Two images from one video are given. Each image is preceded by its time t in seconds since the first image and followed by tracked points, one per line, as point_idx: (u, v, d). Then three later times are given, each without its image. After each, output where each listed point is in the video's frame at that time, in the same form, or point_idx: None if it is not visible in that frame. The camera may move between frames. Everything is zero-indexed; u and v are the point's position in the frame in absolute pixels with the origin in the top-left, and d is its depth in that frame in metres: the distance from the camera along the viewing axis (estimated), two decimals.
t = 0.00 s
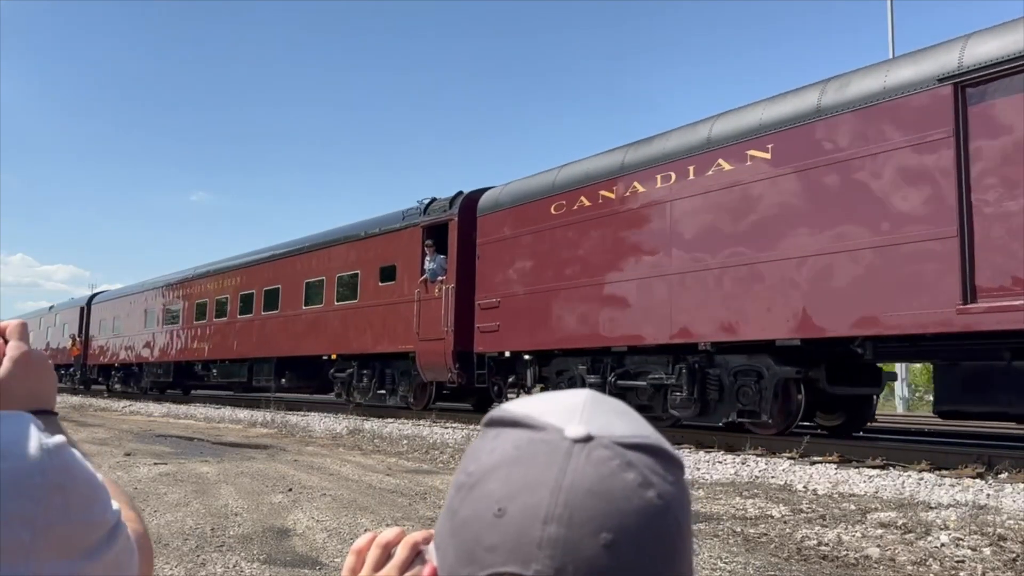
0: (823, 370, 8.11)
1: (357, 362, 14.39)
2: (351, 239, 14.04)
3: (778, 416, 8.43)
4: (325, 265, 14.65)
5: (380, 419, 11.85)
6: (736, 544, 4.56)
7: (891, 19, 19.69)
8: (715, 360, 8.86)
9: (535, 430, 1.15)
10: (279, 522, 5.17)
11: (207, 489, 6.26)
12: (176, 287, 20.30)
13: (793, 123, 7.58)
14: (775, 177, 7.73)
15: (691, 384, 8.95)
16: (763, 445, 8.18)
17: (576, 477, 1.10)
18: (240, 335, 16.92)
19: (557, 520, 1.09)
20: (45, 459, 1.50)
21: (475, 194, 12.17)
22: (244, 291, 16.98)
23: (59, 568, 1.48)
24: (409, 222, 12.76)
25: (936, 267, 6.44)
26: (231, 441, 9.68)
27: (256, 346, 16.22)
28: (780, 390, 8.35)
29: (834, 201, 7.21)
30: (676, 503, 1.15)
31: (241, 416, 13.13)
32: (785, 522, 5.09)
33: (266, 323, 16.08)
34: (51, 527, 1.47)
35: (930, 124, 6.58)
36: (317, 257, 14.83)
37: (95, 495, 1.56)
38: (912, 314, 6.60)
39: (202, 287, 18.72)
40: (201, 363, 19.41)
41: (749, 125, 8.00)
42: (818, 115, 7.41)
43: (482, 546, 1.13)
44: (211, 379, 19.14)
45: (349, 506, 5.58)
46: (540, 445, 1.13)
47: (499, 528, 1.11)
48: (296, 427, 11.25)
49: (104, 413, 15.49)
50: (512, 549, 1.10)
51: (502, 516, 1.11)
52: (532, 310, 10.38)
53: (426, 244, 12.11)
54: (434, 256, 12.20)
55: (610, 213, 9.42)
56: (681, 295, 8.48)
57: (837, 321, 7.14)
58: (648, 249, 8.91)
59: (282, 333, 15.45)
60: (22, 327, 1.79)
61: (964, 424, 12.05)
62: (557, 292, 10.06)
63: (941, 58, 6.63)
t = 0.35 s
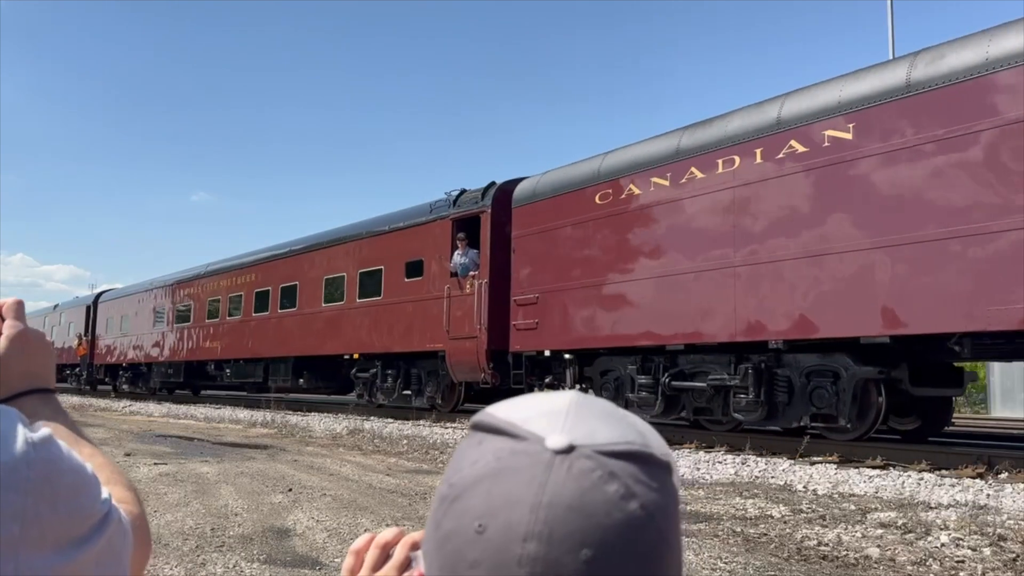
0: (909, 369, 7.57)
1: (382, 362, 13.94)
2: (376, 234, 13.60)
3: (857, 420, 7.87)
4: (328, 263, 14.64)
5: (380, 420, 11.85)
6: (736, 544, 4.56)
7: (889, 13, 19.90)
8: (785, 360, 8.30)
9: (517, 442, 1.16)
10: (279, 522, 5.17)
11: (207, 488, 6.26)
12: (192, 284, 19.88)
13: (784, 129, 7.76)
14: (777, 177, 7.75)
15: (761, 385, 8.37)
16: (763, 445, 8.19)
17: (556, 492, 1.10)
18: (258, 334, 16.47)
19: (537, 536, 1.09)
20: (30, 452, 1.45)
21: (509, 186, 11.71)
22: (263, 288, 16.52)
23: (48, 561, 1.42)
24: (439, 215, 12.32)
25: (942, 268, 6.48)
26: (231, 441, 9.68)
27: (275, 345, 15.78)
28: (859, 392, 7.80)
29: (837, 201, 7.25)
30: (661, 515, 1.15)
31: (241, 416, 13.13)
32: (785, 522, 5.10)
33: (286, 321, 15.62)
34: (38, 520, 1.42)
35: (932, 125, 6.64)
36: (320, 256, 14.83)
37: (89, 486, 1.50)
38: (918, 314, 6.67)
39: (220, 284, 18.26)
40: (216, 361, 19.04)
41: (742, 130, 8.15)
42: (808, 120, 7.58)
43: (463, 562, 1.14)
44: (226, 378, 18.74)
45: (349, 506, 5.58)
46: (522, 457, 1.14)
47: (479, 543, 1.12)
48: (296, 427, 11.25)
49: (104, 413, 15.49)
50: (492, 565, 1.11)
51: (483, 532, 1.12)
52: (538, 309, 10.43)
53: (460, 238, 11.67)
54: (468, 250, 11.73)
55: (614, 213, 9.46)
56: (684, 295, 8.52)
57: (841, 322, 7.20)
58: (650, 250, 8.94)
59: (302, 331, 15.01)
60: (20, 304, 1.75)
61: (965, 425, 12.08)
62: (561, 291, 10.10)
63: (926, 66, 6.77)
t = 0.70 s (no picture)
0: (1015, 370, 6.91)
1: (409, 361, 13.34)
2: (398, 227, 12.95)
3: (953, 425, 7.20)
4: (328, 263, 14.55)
5: (380, 419, 11.84)
6: (735, 544, 4.56)
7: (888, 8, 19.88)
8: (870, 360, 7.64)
9: (504, 422, 1.17)
10: (279, 522, 5.17)
11: (207, 489, 6.26)
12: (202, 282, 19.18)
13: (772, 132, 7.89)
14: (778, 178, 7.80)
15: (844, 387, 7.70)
16: (762, 444, 8.20)
17: (542, 454, 1.11)
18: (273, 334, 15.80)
19: (524, 496, 1.09)
20: (26, 443, 1.35)
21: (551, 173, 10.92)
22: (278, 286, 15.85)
23: (47, 552, 1.35)
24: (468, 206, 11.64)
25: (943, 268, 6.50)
26: (230, 441, 9.67)
27: (292, 345, 15.10)
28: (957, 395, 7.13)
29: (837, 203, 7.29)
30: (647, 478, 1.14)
31: (241, 416, 13.12)
32: (785, 521, 5.10)
33: (303, 319, 14.96)
34: (38, 513, 1.34)
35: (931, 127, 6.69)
36: (319, 255, 14.74)
37: (87, 472, 1.42)
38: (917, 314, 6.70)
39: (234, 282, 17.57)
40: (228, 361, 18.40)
41: (733, 131, 8.29)
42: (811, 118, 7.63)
43: (455, 534, 1.13)
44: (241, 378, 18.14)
45: (349, 506, 5.58)
46: (509, 430, 1.15)
47: (469, 512, 1.12)
48: (296, 427, 11.25)
49: (104, 413, 15.47)
50: (483, 530, 1.10)
51: (472, 501, 1.12)
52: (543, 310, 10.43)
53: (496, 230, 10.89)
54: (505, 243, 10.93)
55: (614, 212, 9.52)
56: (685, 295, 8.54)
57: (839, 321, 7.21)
58: (653, 249, 8.96)
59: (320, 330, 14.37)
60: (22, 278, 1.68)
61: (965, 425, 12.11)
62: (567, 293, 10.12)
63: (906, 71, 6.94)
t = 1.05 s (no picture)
0: None
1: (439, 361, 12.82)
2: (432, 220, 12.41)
3: None
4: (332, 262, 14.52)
5: (380, 420, 11.84)
6: (736, 544, 4.56)
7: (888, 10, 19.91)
8: (966, 358, 7.01)
9: (498, 445, 1.18)
10: (279, 522, 5.17)
11: (207, 488, 6.26)
12: (217, 278, 18.65)
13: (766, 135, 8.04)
14: (779, 179, 7.86)
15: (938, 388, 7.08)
16: (762, 444, 8.22)
17: (534, 493, 1.11)
18: (294, 332, 15.28)
19: (515, 541, 1.09)
20: (22, 440, 1.34)
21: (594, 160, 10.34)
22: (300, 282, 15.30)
23: (43, 548, 1.35)
24: (507, 197, 11.07)
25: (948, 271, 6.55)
26: (230, 441, 9.67)
27: (316, 344, 14.59)
28: None
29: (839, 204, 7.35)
30: (643, 513, 1.14)
31: (241, 416, 13.12)
32: (785, 522, 5.10)
33: (326, 316, 14.44)
34: (34, 510, 1.33)
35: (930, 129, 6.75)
36: (323, 254, 14.75)
37: (83, 467, 1.42)
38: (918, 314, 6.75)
39: (253, 278, 17.00)
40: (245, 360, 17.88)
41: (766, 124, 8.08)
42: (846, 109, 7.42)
43: (446, 566, 1.15)
44: (258, 377, 17.65)
45: (349, 506, 5.58)
46: (503, 459, 1.16)
47: (460, 548, 1.14)
48: (296, 427, 11.25)
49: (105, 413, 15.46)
50: (473, 567, 1.12)
51: (463, 538, 1.14)
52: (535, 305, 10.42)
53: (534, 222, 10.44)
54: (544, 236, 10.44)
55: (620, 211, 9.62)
56: (688, 294, 8.59)
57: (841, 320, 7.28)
58: (658, 250, 9.00)
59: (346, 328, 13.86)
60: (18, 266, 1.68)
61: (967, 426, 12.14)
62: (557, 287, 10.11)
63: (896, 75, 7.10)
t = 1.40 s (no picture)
0: None
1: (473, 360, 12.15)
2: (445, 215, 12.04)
3: None
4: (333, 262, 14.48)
5: (381, 419, 11.83)
6: (735, 544, 4.56)
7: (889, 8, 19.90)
8: None
9: (492, 445, 1.18)
10: (279, 522, 5.17)
11: (207, 488, 6.26)
12: (232, 274, 18.02)
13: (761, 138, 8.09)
14: (778, 180, 7.91)
15: None
16: (763, 444, 8.27)
17: (526, 492, 1.11)
18: (315, 330, 14.65)
19: (506, 540, 1.10)
20: (19, 437, 1.33)
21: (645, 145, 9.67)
22: (320, 278, 14.69)
23: (43, 544, 1.36)
24: (546, 185, 10.47)
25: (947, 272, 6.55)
26: (231, 441, 9.67)
27: (339, 342, 13.96)
28: None
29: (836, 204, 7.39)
30: (637, 512, 1.14)
31: (241, 416, 13.11)
32: (785, 522, 5.10)
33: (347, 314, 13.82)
34: (33, 507, 1.33)
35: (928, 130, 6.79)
36: (324, 254, 14.73)
37: (81, 461, 1.41)
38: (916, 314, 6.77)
39: (271, 273, 16.33)
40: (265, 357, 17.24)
41: (791, 117, 7.87)
42: (876, 102, 7.21)
43: (439, 567, 1.15)
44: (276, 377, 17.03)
45: (349, 506, 5.58)
46: (496, 458, 1.16)
47: (453, 549, 1.14)
48: (296, 427, 11.24)
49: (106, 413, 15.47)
50: (466, 567, 1.12)
51: (455, 538, 1.14)
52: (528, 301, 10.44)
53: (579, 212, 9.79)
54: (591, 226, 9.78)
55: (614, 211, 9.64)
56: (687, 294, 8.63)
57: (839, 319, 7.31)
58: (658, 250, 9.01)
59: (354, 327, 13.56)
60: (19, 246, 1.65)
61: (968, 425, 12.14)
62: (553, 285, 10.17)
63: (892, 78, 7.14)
